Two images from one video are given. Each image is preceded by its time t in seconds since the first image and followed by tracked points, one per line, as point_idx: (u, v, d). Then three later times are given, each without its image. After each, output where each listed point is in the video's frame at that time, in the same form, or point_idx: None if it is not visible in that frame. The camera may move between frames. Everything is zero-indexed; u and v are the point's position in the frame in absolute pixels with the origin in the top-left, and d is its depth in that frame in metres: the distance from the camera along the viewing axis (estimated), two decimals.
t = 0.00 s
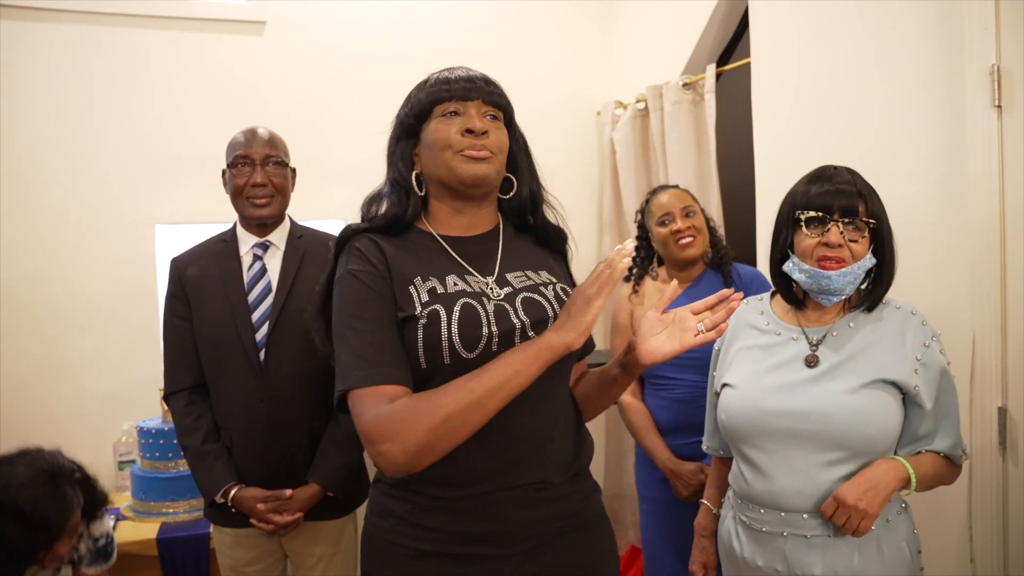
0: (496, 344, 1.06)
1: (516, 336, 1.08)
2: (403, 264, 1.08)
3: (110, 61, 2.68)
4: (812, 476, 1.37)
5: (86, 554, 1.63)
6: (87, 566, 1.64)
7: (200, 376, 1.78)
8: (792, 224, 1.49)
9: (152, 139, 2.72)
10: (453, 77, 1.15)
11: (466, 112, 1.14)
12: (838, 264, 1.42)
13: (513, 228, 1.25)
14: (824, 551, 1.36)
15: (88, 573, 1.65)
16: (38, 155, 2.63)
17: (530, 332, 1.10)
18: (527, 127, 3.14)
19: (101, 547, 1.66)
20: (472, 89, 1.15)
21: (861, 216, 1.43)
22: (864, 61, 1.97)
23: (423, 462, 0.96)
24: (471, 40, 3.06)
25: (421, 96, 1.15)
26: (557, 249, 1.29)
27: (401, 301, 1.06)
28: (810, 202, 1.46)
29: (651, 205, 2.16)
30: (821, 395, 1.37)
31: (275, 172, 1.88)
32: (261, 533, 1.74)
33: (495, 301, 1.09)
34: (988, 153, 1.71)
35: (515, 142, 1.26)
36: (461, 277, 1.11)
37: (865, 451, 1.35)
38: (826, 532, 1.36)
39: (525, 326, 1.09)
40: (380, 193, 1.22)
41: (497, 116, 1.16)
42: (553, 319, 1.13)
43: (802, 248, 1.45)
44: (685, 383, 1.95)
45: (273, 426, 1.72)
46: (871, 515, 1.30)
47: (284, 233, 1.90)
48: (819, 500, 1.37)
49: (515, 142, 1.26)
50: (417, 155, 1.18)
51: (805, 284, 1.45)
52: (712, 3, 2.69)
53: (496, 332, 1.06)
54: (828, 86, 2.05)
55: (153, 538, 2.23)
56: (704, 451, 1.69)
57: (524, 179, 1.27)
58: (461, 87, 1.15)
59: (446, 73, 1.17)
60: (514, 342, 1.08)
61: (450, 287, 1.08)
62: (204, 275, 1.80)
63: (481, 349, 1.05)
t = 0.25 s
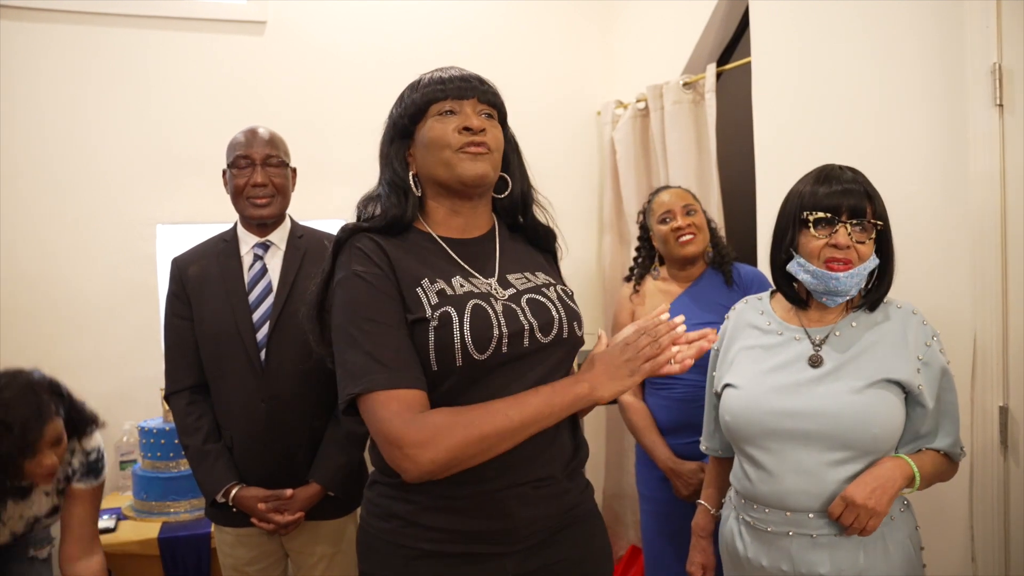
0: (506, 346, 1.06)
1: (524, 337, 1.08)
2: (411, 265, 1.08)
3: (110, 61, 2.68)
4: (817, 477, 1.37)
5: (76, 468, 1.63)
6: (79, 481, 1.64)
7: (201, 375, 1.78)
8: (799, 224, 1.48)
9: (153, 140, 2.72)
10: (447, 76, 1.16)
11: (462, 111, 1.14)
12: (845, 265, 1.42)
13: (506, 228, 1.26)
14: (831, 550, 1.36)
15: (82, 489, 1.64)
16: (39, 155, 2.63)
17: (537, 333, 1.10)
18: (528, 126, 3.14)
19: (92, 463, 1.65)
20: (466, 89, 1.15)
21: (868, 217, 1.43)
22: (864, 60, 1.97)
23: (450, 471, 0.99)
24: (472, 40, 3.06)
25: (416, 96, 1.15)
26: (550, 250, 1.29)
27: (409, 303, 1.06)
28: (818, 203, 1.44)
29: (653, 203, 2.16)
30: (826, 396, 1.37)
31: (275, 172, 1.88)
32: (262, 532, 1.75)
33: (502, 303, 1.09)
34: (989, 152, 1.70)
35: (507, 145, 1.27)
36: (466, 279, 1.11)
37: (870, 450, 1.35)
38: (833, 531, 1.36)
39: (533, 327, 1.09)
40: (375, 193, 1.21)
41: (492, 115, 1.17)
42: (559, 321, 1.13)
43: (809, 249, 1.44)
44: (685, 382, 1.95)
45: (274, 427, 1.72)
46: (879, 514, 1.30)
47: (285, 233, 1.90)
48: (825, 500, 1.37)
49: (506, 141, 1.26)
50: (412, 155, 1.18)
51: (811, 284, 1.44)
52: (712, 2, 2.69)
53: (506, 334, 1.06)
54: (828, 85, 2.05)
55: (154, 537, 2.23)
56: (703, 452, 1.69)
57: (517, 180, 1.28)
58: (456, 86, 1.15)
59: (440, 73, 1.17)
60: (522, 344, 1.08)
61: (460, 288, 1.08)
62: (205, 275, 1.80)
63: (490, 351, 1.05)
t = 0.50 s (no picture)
0: (499, 349, 1.06)
1: (518, 340, 1.08)
2: (401, 270, 1.08)
3: (110, 61, 2.68)
4: (817, 477, 1.37)
5: (69, 387, 1.90)
6: (74, 399, 1.89)
7: (201, 375, 1.78)
8: (801, 225, 1.48)
9: (153, 140, 2.72)
10: (447, 76, 1.14)
11: (462, 112, 1.13)
12: (847, 266, 1.42)
13: (503, 228, 1.26)
14: (831, 550, 1.36)
15: (75, 408, 1.89)
16: (40, 155, 2.63)
17: (531, 336, 1.10)
18: (528, 126, 3.14)
19: (84, 382, 1.91)
20: (466, 89, 1.15)
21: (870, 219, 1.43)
22: (864, 60, 1.97)
23: (429, 478, 0.98)
24: (471, 40, 3.06)
25: (415, 96, 1.14)
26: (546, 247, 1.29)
27: (401, 309, 1.06)
28: (821, 204, 1.44)
29: (654, 203, 2.17)
30: (826, 396, 1.37)
31: (276, 172, 1.88)
32: (262, 532, 1.75)
33: (496, 306, 1.09)
34: (989, 152, 1.71)
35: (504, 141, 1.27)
36: (460, 282, 1.11)
37: (870, 450, 1.35)
38: (832, 531, 1.36)
39: (527, 330, 1.09)
40: (371, 193, 1.21)
41: (492, 116, 1.16)
42: (554, 323, 1.13)
43: (812, 250, 1.44)
44: (685, 382, 1.95)
45: (274, 427, 1.72)
46: (881, 513, 1.31)
47: (286, 233, 1.90)
48: (825, 500, 1.36)
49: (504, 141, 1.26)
50: (409, 155, 1.17)
51: (812, 285, 1.44)
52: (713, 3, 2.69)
53: (499, 337, 1.06)
54: (829, 85, 2.05)
55: (154, 537, 2.23)
56: (702, 452, 1.69)
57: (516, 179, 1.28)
58: (455, 87, 1.14)
59: (439, 71, 1.16)
60: (516, 346, 1.08)
61: (451, 292, 1.07)
62: (205, 275, 1.80)
63: (485, 355, 1.05)
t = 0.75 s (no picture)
0: (496, 350, 1.06)
1: (515, 340, 1.08)
2: (394, 277, 1.07)
3: (110, 61, 2.68)
4: (814, 476, 1.37)
5: (69, 337, 2.31)
6: (73, 348, 2.30)
7: (202, 375, 1.78)
8: (801, 224, 1.48)
9: (153, 140, 2.72)
10: (433, 80, 1.13)
11: (449, 118, 1.13)
12: (847, 265, 1.42)
13: (496, 226, 1.26)
14: (828, 549, 1.36)
15: (74, 356, 2.30)
16: (40, 156, 2.63)
17: (528, 334, 1.10)
18: (528, 126, 3.14)
19: (81, 332, 2.33)
20: (453, 94, 1.13)
21: (871, 218, 1.43)
22: (864, 60, 1.97)
23: (417, 497, 0.98)
24: (470, 40, 3.06)
25: (401, 100, 1.13)
26: (541, 244, 1.30)
27: (394, 317, 1.05)
28: (822, 203, 1.44)
29: (654, 203, 2.16)
30: (823, 394, 1.37)
31: (275, 172, 1.88)
32: (262, 532, 1.75)
33: (490, 306, 1.09)
34: (989, 151, 1.71)
35: (493, 140, 1.25)
36: (452, 286, 1.11)
37: (868, 448, 1.35)
38: (829, 530, 1.36)
39: (523, 329, 1.09)
40: (359, 196, 1.19)
41: (479, 121, 1.16)
42: (550, 321, 1.13)
43: (811, 249, 1.44)
44: (685, 382, 1.95)
45: (274, 427, 1.72)
46: (875, 512, 1.30)
47: (286, 233, 1.90)
48: (822, 499, 1.37)
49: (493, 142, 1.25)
50: (396, 158, 1.17)
51: (812, 284, 1.44)
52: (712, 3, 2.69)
53: (495, 338, 1.06)
54: (829, 85, 2.05)
55: (155, 537, 2.23)
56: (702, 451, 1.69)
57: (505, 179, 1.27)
58: (442, 91, 1.13)
59: (425, 74, 1.14)
60: (513, 346, 1.08)
61: (444, 297, 1.07)
62: (205, 275, 1.80)
63: (481, 357, 1.05)
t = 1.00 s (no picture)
0: (490, 353, 1.06)
1: (509, 342, 1.08)
2: (386, 284, 1.07)
3: (109, 61, 2.68)
4: (812, 475, 1.37)
5: (53, 318, 2.40)
6: (58, 329, 2.39)
7: (202, 375, 1.78)
8: (802, 222, 1.48)
9: (152, 141, 2.72)
10: (421, 79, 1.13)
11: (439, 116, 1.13)
12: (847, 263, 1.42)
13: (490, 223, 1.26)
14: (825, 549, 1.36)
15: (59, 336, 2.39)
16: (40, 155, 2.63)
17: (522, 336, 1.09)
18: (528, 126, 3.14)
19: (64, 313, 2.42)
20: (441, 92, 1.14)
21: (872, 216, 1.43)
22: (864, 60, 1.97)
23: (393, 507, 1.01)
24: (470, 40, 3.06)
25: (390, 102, 1.13)
26: (537, 240, 1.29)
27: (386, 323, 1.05)
28: (823, 201, 1.44)
29: (654, 203, 2.16)
30: (822, 393, 1.37)
31: (272, 173, 1.87)
32: (262, 532, 1.75)
33: (483, 309, 1.09)
34: (989, 151, 1.71)
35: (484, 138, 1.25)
36: (445, 290, 1.11)
37: (865, 447, 1.35)
38: (826, 529, 1.36)
39: (517, 332, 1.09)
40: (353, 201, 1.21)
41: (469, 118, 1.16)
42: (545, 322, 1.12)
43: (811, 246, 1.44)
44: (686, 381, 1.95)
45: (274, 426, 1.72)
46: (871, 510, 1.30)
47: (286, 233, 1.89)
48: (819, 498, 1.36)
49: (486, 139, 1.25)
50: (389, 160, 1.17)
51: (811, 282, 1.43)
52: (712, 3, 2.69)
53: (488, 341, 1.05)
54: (829, 84, 2.05)
55: (155, 537, 2.23)
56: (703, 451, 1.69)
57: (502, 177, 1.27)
58: (431, 90, 1.13)
59: (413, 74, 1.15)
60: (507, 348, 1.08)
61: (435, 302, 1.07)
62: (205, 275, 1.80)
63: (475, 360, 1.05)
